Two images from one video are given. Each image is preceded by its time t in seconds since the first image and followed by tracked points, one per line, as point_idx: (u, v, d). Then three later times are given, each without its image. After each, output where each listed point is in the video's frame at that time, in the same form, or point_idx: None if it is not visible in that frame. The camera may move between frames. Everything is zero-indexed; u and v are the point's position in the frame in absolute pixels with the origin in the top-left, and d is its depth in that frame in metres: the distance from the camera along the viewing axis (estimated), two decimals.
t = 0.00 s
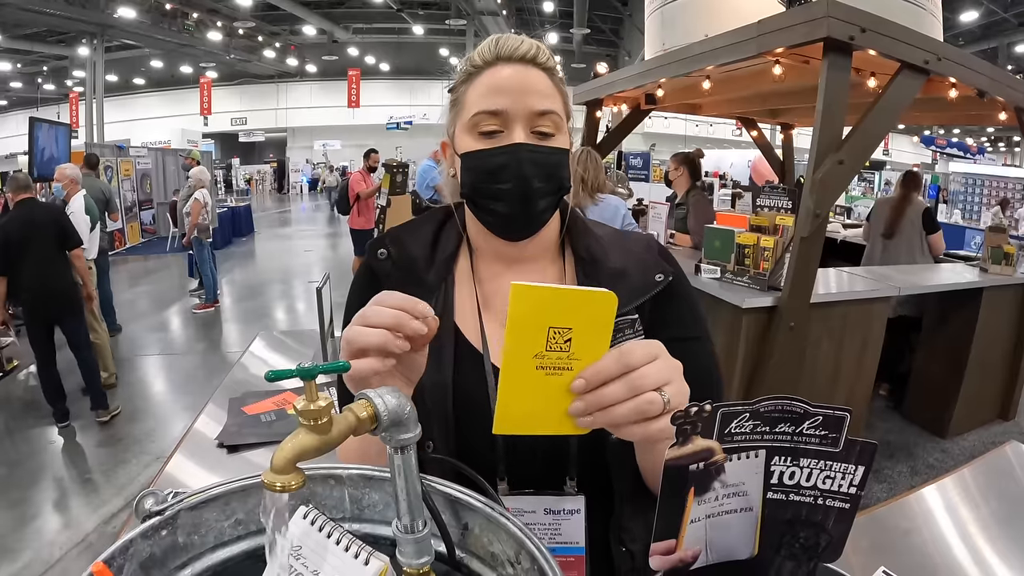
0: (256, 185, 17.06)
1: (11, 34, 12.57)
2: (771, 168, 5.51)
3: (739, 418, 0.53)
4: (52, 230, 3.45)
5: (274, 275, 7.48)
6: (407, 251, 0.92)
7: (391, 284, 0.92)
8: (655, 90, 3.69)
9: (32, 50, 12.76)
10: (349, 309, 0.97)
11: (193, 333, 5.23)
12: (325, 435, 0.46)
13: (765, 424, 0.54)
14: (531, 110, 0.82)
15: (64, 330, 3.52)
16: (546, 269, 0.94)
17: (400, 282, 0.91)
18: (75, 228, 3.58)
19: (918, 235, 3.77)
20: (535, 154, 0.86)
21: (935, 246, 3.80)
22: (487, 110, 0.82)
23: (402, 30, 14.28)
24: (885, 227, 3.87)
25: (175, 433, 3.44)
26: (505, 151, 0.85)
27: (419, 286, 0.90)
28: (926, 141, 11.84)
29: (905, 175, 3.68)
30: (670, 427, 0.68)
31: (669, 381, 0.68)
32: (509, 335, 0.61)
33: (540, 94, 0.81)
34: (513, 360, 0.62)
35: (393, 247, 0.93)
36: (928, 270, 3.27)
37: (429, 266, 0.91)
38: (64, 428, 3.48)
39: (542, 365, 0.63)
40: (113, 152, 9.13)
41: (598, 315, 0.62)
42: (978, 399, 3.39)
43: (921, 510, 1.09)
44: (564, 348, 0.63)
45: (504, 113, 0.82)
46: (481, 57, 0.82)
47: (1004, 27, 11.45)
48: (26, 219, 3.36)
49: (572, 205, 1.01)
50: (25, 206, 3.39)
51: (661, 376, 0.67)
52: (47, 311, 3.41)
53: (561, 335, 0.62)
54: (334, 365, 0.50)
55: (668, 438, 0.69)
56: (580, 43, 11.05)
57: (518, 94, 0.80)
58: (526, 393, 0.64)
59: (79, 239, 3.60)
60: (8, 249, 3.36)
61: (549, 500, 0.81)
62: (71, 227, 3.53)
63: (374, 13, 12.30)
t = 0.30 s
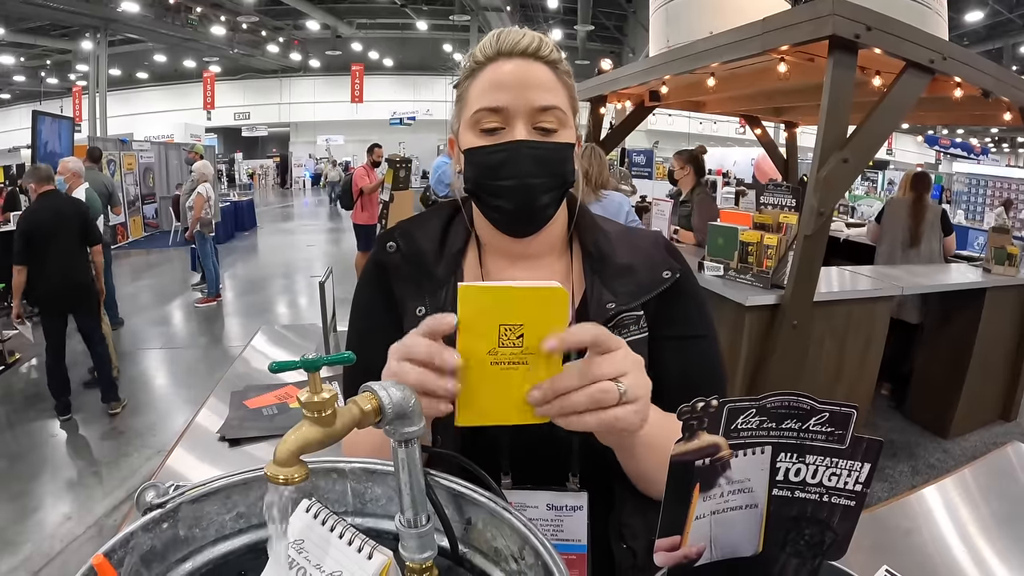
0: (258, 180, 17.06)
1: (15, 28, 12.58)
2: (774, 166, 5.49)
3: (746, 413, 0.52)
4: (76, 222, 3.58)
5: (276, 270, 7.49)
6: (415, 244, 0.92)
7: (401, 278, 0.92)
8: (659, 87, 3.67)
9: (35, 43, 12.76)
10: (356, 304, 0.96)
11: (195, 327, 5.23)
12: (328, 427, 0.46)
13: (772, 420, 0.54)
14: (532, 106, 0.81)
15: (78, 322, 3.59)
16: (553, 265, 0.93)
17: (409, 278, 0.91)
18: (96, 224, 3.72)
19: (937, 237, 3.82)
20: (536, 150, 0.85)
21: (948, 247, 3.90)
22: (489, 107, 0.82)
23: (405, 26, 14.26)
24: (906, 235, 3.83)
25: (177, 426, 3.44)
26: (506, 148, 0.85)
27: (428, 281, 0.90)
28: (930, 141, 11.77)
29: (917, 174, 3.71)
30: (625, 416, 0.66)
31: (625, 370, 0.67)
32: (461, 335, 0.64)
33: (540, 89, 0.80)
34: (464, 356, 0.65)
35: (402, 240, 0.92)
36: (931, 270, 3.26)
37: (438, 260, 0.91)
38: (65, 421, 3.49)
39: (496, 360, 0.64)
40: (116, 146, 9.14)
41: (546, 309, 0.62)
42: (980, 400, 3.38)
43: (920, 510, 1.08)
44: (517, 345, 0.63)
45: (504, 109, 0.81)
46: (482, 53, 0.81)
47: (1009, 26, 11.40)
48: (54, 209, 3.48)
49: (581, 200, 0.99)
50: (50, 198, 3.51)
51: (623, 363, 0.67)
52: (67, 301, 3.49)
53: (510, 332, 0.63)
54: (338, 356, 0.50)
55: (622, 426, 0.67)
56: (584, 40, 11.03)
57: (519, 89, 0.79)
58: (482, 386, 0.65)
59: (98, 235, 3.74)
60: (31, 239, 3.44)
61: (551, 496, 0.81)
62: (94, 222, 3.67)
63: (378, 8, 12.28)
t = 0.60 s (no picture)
0: (259, 178, 17.06)
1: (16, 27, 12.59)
2: (775, 164, 5.48)
3: (750, 412, 0.52)
4: (95, 221, 3.62)
5: (276, 268, 7.48)
6: (418, 242, 0.91)
7: (403, 277, 0.91)
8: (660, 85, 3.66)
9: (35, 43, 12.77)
10: (358, 301, 0.96)
11: (196, 325, 5.23)
12: (330, 427, 0.45)
13: (776, 419, 0.53)
14: (537, 101, 0.81)
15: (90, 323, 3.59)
16: (555, 264, 0.92)
17: (411, 276, 0.90)
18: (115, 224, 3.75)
19: (943, 236, 3.82)
20: (539, 146, 0.85)
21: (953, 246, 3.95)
22: (494, 102, 0.81)
23: (405, 24, 14.25)
24: (912, 235, 3.82)
25: (177, 425, 3.44)
26: (510, 144, 0.85)
27: (431, 279, 0.90)
28: (931, 138, 11.75)
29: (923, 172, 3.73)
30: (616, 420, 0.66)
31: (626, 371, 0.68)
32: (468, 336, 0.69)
33: (545, 84, 0.79)
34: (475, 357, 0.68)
35: (404, 238, 0.92)
36: (932, 269, 3.26)
37: (440, 258, 0.91)
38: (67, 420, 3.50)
39: (499, 358, 0.66)
40: (116, 145, 9.14)
41: (542, 309, 0.64)
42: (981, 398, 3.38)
43: (921, 508, 1.08)
44: (512, 339, 0.65)
45: (509, 104, 0.81)
46: (488, 47, 0.81)
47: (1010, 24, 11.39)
48: (74, 207, 3.50)
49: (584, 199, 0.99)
50: (69, 195, 3.51)
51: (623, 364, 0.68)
52: (81, 301, 3.50)
53: (505, 325, 0.65)
54: (341, 356, 0.50)
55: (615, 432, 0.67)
56: (584, 39, 11.03)
57: (524, 85, 0.79)
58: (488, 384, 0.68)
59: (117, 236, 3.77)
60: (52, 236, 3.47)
61: (553, 498, 0.80)
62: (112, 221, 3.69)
63: (378, 7, 12.28)
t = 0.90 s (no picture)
0: (258, 176, 17.05)
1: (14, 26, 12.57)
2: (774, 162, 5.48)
3: (752, 409, 0.51)
4: (99, 219, 3.61)
5: (275, 267, 7.47)
6: (418, 240, 0.91)
7: (403, 276, 0.91)
8: (659, 82, 3.66)
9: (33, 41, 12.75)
10: (357, 298, 0.96)
11: (195, 324, 5.23)
12: (330, 426, 0.45)
13: (778, 416, 0.53)
14: (539, 101, 0.80)
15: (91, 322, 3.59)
16: (556, 263, 0.92)
17: (411, 274, 0.90)
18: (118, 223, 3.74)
19: (943, 234, 3.81)
20: (540, 146, 0.85)
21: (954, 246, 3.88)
22: (494, 102, 0.81)
23: (404, 22, 14.23)
24: (911, 233, 3.84)
25: (176, 424, 3.44)
26: (511, 144, 0.85)
27: (432, 278, 0.89)
28: (930, 137, 11.75)
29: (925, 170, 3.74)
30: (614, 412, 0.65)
31: (614, 350, 0.65)
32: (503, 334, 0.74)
33: (546, 85, 0.79)
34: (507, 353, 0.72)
35: (404, 236, 0.92)
36: (932, 267, 3.26)
37: (441, 257, 0.90)
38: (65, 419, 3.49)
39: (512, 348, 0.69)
40: (115, 143, 9.14)
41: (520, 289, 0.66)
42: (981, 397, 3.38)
43: (921, 507, 1.08)
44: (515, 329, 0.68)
45: (510, 105, 0.81)
46: (488, 45, 0.80)
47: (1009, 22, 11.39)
48: (79, 205, 3.49)
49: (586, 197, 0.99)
50: (72, 192, 3.50)
51: (610, 342, 0.65)
52: (83, 300, 3.49)
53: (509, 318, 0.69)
54: (341, 353, 0.49)
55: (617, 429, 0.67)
56: (583, 36, 11.02)
57: (526, 85, 0.79)
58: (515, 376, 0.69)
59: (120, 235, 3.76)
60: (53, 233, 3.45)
61: (554, 497, 0.80)
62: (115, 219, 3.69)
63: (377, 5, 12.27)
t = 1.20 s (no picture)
0: (257, 176, 17.04)
1: (14, 24, 12.56)
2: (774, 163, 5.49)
3: (754, 411, 0.52)
4: (99, 218, 3.61)
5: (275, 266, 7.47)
6: (419, 240, 0.91)
7: (404, 275, 0.91)
8: (659, 84, 3.66)
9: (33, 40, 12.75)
10: (357, 297, 0.96)
11: (194, 323, 5.22)
12: (334, 425, 0.45)
13: (780, 418, 0.53)
14: (540, 103, 0.80)
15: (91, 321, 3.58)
16: (557, 263, 0.92)
17: (413, 273, 0.90)
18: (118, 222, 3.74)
19: (942, 237, 3.80)
20: (542, 148, 0.85)
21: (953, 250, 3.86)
22: (495, 103, 0.81)
23: (404, 22, 14.23)
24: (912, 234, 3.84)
25: (175, 423, 3.44)
26: (513, 146, 0.84)
27: (433, 278, 0.90)
28: (929, 139, 11.76)
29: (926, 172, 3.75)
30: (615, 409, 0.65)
31: (619, 355, 0.65)
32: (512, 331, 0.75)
33: (548, 86, 0.79)
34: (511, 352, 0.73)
35: (406, 235, 0.92)
36: (931, 269, 3.26)
37: (442, 256, 0.90)
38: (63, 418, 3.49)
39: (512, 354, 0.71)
40: (114, 142, 9.13)
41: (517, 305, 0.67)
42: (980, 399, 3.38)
43: (920, 509, 1.08)
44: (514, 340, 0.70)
45: (511, 106, 0.80)
46: (489, 46, 0.80)
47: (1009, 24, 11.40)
48: (79, 203, 3.49)
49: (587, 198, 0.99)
50: (72, 191, 3.50)
51: (615, 347, 0.65)
52: (84, 299, 3.49)
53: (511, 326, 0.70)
54: (344, 353, 0.49)
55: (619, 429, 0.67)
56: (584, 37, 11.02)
57: (527, 86, 0.79)
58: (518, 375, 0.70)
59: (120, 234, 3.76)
60: (53, 232, 3.45)
61: (555, 498, 0.80)
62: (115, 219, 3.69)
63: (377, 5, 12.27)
